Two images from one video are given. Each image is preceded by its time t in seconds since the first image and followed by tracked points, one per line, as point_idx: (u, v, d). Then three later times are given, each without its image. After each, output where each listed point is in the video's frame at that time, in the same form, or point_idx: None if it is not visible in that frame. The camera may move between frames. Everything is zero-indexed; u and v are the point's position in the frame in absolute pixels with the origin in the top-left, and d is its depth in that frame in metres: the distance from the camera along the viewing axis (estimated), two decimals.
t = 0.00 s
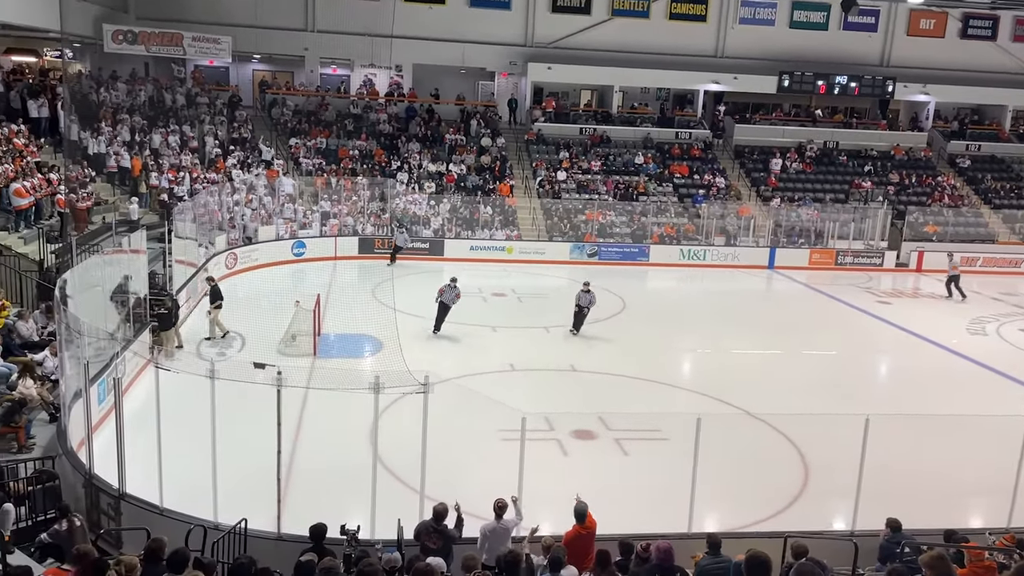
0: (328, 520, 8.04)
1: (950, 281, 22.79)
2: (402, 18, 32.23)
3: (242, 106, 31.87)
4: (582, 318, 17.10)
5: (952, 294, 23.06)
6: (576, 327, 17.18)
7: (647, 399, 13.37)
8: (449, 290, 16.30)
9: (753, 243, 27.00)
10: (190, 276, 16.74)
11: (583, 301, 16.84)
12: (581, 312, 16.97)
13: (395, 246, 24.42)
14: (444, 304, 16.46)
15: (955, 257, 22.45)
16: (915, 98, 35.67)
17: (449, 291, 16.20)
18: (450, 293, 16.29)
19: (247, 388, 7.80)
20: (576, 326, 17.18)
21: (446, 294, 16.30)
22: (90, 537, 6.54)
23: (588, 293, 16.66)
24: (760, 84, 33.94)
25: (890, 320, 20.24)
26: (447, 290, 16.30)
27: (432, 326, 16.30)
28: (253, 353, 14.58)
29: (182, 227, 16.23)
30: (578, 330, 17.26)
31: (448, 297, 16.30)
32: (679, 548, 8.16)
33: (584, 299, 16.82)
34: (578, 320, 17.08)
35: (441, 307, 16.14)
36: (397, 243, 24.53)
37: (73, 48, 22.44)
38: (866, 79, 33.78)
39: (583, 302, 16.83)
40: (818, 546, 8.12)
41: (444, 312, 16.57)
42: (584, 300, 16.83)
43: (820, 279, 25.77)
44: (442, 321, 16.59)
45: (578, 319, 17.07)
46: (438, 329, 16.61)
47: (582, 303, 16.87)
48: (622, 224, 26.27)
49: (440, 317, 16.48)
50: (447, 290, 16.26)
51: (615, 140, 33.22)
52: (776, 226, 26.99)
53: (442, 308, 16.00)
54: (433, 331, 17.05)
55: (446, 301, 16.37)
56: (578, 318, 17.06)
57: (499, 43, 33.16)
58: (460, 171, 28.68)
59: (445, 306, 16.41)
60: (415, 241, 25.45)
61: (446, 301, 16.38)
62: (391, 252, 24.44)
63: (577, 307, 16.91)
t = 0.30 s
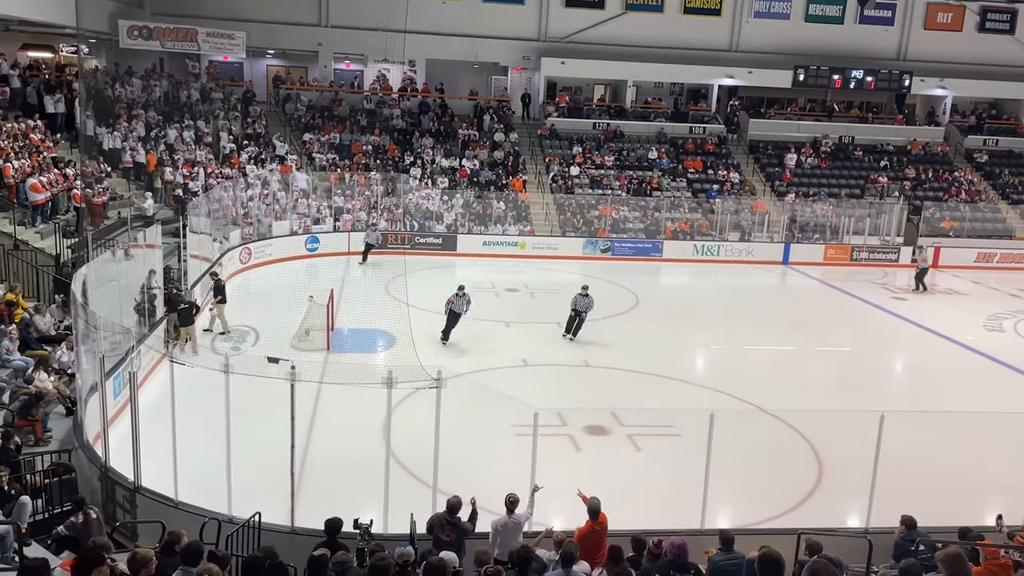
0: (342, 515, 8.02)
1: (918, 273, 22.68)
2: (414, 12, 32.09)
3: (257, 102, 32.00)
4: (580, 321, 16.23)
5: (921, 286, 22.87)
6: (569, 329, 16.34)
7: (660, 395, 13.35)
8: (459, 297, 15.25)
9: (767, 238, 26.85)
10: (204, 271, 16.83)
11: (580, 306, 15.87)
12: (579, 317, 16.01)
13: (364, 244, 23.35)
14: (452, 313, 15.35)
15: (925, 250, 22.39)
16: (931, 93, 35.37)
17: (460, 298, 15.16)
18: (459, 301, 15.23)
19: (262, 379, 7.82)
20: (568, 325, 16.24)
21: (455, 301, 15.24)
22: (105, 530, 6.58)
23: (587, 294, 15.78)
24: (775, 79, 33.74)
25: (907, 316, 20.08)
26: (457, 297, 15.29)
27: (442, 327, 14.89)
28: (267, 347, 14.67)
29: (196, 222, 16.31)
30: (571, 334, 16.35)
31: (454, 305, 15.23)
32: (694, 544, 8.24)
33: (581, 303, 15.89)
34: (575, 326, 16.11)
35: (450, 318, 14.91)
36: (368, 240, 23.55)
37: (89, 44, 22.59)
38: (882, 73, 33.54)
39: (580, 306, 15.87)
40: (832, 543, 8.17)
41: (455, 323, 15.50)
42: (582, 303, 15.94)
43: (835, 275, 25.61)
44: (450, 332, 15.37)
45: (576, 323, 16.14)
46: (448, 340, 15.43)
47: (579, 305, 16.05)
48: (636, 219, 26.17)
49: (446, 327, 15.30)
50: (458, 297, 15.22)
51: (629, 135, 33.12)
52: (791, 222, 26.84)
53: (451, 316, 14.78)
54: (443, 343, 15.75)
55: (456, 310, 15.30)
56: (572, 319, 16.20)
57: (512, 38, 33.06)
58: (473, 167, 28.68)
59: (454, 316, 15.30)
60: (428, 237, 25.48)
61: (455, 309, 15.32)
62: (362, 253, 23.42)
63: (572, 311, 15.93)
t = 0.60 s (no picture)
0: (352, 510, 8.10)
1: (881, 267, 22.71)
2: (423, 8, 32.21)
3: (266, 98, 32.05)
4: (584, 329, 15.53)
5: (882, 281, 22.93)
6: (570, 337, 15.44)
7: (670, 391, 13.30)
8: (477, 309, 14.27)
9: (777, 234, 26.75)
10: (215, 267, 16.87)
11: (588, 313, 15.24)
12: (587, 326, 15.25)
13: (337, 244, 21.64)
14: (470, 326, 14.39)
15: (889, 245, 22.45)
16: (943, 88, 35.12)
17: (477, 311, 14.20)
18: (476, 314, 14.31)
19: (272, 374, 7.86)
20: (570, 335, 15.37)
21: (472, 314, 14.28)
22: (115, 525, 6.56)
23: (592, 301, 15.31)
24: (785, 74, 33.61)
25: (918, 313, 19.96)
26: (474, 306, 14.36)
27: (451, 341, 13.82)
28: (277, 343, 14.73)
29: (206, 218, 16.33)
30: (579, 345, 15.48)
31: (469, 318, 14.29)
32: (703, 541, 8.31)
33: (586, 309, 15.27)
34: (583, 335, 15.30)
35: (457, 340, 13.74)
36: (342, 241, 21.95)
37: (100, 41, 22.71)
38: (893, 68, 33.37)
39: (586, 314, 15.20)
40: (842, 540, 8.20)
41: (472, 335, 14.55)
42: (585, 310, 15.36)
43: (846, 271, 25.50)
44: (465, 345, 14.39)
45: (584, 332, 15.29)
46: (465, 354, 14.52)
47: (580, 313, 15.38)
48: (645, 215, 26.12)
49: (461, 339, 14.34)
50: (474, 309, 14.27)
51: (638, 131, 33.02)
52: (801, 217, 26.72)
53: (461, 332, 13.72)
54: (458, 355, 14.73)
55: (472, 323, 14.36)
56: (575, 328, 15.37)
57: (522, 34, 33.03)
58: (482, 163, 28.70)
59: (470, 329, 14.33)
60: (437, 233, 25.48)
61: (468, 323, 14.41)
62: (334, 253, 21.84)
63: (578, 318, 15.12)
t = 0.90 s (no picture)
0: (357, 505, 8.06)
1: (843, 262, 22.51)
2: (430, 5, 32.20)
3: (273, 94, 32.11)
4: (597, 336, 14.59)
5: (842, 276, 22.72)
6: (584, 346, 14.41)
7: (677, 387, 13.30)
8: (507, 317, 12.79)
9: (784, 230, 26.67)
10: (221, 263, 16.91)
11: (604, 323, 14.11)
12: (603, 334, 14.24)
13: (312, 247, 20.33)
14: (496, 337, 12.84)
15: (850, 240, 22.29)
16: (951, 83, 34.92)
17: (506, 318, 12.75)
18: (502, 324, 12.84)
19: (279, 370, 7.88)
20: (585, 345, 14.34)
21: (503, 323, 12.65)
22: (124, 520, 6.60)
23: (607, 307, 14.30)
24: (792, 70, 33.49)
25: (926, 309, 19.88)
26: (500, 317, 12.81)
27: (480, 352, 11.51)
28: (284, 339, 14.79)
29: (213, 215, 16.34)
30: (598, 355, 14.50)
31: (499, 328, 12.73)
32: (709, 537, 8.29)
33: (600, 317, 14.21)
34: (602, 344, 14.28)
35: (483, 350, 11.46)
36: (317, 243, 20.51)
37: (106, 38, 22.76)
38: (901, 63, 33.19)
39: (602, 323, 14.09)
40: (849, 536, 8.21)
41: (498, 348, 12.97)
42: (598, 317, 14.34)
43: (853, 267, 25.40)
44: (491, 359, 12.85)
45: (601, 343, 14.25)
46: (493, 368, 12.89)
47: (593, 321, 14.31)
48: (651, 212, 26.07)
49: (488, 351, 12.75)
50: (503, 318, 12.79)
51: (645, 127, 32.95)
52: (809, 213, 26.63)
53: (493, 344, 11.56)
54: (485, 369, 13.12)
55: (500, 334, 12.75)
56: (589, 338, 14.32)
57: (529, 30, 32.96)
58: (488, 159, 28.69)
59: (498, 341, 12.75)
60: (443, 229, 25.48)
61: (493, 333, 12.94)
62: (309, 256, 20.62)
63: (593, 329, 14.02)
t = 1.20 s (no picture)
0: (361, 503, 8.04)
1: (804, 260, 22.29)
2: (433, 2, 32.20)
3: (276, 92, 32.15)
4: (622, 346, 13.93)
5: (803, 275, 22.51)
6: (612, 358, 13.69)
7: (680, 384, 13.32)
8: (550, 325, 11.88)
9: (788, 227, 26.62)
10: (225, 261, 16.90)
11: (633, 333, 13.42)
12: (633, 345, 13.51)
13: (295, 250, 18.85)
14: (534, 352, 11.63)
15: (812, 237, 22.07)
16: (956, 79, 34.81)
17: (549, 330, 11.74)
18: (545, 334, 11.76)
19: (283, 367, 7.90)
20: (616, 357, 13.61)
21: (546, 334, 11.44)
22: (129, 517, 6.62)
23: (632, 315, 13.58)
24: (796, 66, 33.40)
25: (930, 306, 19.85)
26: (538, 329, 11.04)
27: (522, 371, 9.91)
28: (287, 336, 14.81)
29: (217, 212, 16.36)
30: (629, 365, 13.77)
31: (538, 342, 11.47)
32: (712, 534, 8.31)
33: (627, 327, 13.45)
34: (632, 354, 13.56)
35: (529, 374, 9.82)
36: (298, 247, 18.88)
37: (110, 36, 22.78)
38: (905, 59, 33.11)
39: (630, 333, 13.32)
40: (852, 533, 8.21)
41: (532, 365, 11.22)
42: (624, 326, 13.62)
43: (857, 264, 25.35)
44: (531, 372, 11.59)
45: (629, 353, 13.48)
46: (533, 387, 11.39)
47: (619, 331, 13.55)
48: (655, 209, 26.02)
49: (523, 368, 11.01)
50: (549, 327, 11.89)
51: (648, 124, 32.92)
52: (812, 210, 26.60)
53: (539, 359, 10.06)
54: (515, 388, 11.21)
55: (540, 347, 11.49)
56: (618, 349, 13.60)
57: (532, 27, 32.95)
58: (492, 156, 28.68)
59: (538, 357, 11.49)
60: (446, 226, 25.50)
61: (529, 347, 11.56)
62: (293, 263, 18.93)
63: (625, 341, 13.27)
